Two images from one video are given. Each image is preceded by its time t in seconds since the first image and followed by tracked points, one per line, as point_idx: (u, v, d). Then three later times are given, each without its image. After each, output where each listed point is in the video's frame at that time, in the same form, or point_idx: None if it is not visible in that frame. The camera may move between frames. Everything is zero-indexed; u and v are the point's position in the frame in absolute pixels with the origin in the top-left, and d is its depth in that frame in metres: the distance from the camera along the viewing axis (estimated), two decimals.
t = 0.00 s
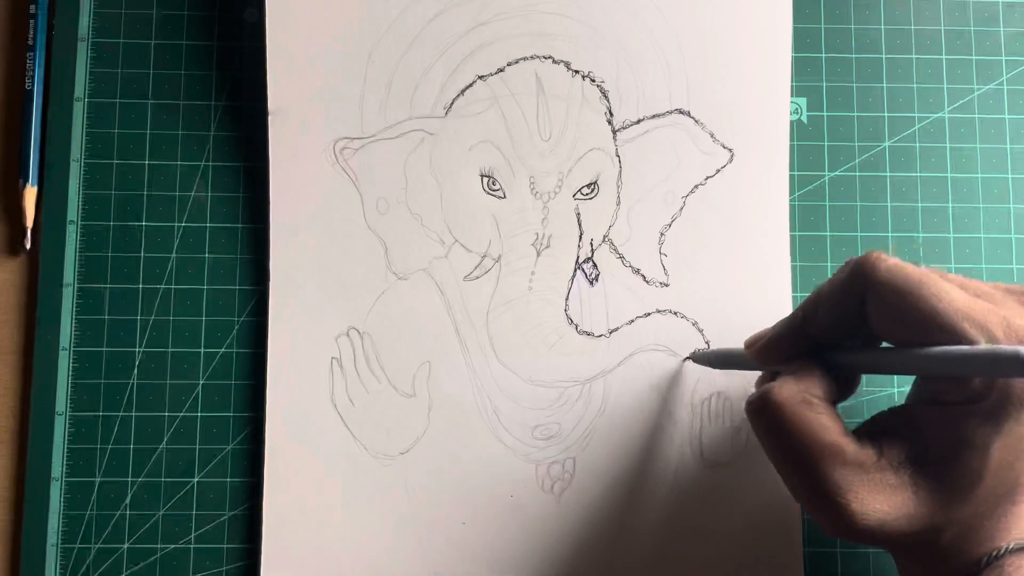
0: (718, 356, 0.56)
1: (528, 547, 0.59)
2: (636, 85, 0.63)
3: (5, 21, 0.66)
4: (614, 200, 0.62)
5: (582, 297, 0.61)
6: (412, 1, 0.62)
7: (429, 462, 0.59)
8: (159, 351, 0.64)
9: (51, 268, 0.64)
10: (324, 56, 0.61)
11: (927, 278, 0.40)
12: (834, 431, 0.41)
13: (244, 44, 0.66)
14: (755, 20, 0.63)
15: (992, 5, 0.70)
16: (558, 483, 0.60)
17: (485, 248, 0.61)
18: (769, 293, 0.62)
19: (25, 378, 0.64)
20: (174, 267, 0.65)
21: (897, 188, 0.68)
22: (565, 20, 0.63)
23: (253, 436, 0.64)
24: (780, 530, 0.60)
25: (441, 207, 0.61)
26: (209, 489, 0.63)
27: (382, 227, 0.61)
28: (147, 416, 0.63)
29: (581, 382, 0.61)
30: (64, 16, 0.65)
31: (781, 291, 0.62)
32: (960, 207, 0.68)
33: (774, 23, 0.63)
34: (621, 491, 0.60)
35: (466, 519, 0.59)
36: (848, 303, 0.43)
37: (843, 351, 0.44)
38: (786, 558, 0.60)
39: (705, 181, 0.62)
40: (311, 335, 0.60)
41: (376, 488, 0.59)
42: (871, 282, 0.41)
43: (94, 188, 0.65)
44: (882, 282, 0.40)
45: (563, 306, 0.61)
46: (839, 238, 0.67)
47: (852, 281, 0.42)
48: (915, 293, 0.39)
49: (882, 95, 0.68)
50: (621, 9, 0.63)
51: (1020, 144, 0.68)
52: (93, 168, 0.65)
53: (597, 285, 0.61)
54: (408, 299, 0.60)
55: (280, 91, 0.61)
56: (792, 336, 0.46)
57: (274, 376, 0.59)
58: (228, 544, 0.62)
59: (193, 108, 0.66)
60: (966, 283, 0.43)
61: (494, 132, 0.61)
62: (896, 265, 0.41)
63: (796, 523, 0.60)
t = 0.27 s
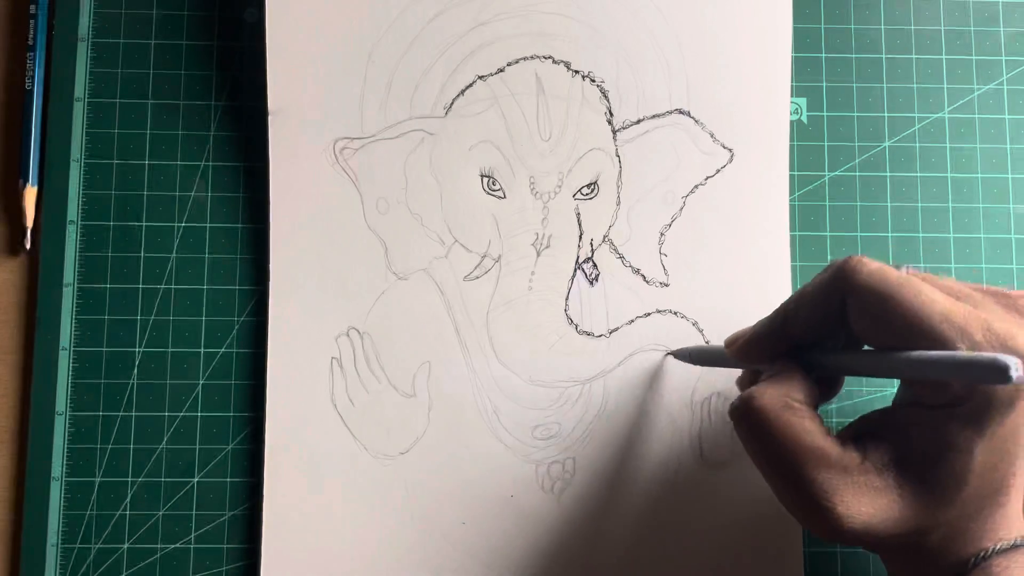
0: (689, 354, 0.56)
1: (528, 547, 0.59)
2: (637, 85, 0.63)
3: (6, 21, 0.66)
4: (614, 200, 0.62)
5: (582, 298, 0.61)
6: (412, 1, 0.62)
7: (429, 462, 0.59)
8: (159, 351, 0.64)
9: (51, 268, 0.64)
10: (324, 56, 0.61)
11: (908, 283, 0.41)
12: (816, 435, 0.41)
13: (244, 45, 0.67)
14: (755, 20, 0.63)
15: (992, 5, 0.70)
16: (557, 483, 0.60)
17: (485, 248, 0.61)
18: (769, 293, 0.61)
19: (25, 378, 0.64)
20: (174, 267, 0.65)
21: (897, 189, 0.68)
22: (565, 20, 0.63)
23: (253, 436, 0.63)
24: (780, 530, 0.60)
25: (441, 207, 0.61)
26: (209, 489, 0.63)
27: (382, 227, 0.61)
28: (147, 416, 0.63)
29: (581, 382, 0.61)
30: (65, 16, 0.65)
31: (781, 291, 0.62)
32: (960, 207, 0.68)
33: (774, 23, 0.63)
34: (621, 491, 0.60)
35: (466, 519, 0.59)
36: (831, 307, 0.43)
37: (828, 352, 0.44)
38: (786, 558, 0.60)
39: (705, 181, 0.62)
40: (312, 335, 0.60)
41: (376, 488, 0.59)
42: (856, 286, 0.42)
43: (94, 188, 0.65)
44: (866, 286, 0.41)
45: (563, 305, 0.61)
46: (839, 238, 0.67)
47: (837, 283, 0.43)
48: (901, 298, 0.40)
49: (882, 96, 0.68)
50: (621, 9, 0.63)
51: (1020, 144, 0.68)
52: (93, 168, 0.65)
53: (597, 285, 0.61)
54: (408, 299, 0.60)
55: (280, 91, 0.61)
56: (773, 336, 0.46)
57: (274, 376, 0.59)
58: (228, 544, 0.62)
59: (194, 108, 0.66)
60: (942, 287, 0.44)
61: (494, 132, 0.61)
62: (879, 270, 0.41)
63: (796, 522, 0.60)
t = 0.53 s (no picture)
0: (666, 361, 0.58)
1: (528, 547, 0.59)
2: (636, 85, 0.63)
3: (5, 21, 0.66)
4: (614, 200, 0.62)
5: (582, 298, 0.61)
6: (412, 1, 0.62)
7: (429, 462, 0.59)
8: (159, 351, 0.64)
9: (52, 268, 0.64)
10: (323, 57, 0.61)
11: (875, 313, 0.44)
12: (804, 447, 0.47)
13: (244, 44, 0.66)
14: (755, 20, 0.63)
15: (992, 5, 0.70)
16: (557, 483, 0.60)
17: (485, 248, 0.61)
18: (769, 293, 0.62)
19: (25, 378, 0.64)
20: (174, 267, 0.65)
21: (897, 189, 0.68)
22: (565, 20, 0.63)
23: (253, 436, 0.63)
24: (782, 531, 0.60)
25: (441, 207, 0.61)
26: (209, 489, 0.63)
27: (382, 227, 0.61)
28: (147, 416, 0.63)
29: (581, 382, 0.61)
30: (65, 17, 0.65)
31: (781, 291, 0.62)
32: (960, 207, 0.68)
33: (775, 23, 0.63)
34: (622, 491, 0.60)
35: (466, 519, 0.59)
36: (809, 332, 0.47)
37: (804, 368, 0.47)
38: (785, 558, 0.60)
39: (705, 181, 0.62)
40: (312, 335, 0.60)
41: (376, 488, 0.59)
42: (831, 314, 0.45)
43: (94, 188, 0.65)
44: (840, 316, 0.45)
45: (563, 306, 0.61)
46: (839, 238, 0.67)
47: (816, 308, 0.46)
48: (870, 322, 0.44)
49: (882, 96, 0.68)
50: (621, 9, 0.63)
51: (1020, 144, 0.68)
52: (93, 168, 0.65)
53: (597, 285, 0.61)
54: (408, 300, 0.60)
55: (280, 91, 0.61)
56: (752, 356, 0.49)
57: (274, 376, 0.59)
58: (228, 544, 0.62)
59: (193, 109, 0.66)
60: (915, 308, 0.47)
61: (494, 132, 0.61)
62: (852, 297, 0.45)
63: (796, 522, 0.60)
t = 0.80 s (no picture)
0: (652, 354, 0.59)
1: (528, 547, 0.59)
2: (636, 85, 0.63)
3: (6, 21, 0.66)
4: (614, 200, 0.62)
5: (582, 297, 0.61)
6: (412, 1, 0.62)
7: (429, 462, 0.59)
8: (159, 351, 0.64)
9: (51, 268, 0.64)
10: (323, 57, 0.61)
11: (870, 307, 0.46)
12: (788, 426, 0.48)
13: (244, 44, 0.66)
14: (755, 20, 0.63)
15: (992, 5, 0.70)
16: (558, 483, 0.60)
17: (485, 248, 0.61)
18: (769, 293, 0.62)
19: (24, 378, 0.64)
20: (174, 267, 0.65)
21: (897, 189, 0.68)
22: (564, 20, 0.63)
23: (253, 436, 0.63)
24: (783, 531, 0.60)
25: (441, 207, 0.61)
26: (209, 489, 0.63)
27: (382, 227, 0.61)
28: (148, 415, 0.63)
29: (580, 382, 0.61)
30: (65, 17, 0.65)
31: (781, 291, 0.62)
32: (960, 207, 0.68)
33: (775, 23, 0.63)
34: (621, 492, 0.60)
35: (466, 519, 0.59)
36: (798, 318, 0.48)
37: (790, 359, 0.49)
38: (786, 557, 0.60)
39: (704, 181, 0.62)
40: (312, 335, 0.60)
41: (376, 488, 0.59)
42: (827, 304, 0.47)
43: (94, 188, 0.65)
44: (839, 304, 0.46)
45: (563, 305, 0.61)
46: (839, 238, 0.67)
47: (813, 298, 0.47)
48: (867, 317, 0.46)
49: (882, 96, 0.68)
50: (621, 9, 0.63)
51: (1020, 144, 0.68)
52: (93, 168, 0.65)
53: (597, 285, 0.61)
54: (408, 300, 0.60)
55: (279, 92, 0.61)
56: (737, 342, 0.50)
57: (274, 376, 0.59)
58: (228, 544, 0.62)
59: (194, 108, 0.66)
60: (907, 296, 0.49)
61: (494, 132, 0.61)
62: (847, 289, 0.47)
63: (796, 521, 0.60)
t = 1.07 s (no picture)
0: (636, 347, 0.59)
1: (528, 547, 0.59)
2: (636, 85, 0.63)
3: (6, 21, 0.66)
4: (614, 200, 0.62)
5: (582, 297, 0.61)
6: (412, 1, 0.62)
7: (429, 462, 0.59)
8: (159, 351, 0.64)
9: (51, 268, 0.64)
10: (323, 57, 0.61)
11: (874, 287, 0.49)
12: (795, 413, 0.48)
13: (244, 44, 0.66)
14: (755, 20, 0.63)
15: (992, 5, 0.70)
16: (558, 482, 0.60)
17: (485, 248, 0.61)
18: (768, 293, 0.62)
19: (24, 377, 0.64)
20: (174, 267, 0.65)
21: (897, 189, 0.68)
22: (564, 20, 0.63)
23: (253, 436, 0.63)
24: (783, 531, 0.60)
25: (441, 207, 0.61)
26: (209, 489, 0.63)
27: (382, 227, 0.61)
28: (148, 416, 0.63)
29: (580, 382, 0.61)
30: (65, 17, 0.65)
31: (781, 291, 0.62)
32: (960, 207, 0.68)
33: (775, 23, 0.63)
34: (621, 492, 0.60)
35: (466, 519, 0.59)
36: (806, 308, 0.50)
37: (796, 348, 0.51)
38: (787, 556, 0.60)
39: (704, 181, 0.62)
40: (312, 335, 0.60)
41: (376, 488, 0.59)
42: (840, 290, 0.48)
43: (95, 188, 0.65)
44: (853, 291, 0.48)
45: (563, 305, 0.61)
46: (839, 237, 0.67)
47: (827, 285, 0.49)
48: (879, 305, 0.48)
49: (882, 96, 0.68)
50: (621, 9, 0.63)
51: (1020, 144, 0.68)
52: (93, 168, 0.65)
53: (597, 285, 0.61)
54: (408, 300, 0.60)
55: (279, 91, 0.61)
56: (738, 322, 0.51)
57: (274, 376, 0.59)
58: (228, 544, 0.62)
59: (193, 109, 0.66)
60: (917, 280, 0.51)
61: (494, 132, 0.61)
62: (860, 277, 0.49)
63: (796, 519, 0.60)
